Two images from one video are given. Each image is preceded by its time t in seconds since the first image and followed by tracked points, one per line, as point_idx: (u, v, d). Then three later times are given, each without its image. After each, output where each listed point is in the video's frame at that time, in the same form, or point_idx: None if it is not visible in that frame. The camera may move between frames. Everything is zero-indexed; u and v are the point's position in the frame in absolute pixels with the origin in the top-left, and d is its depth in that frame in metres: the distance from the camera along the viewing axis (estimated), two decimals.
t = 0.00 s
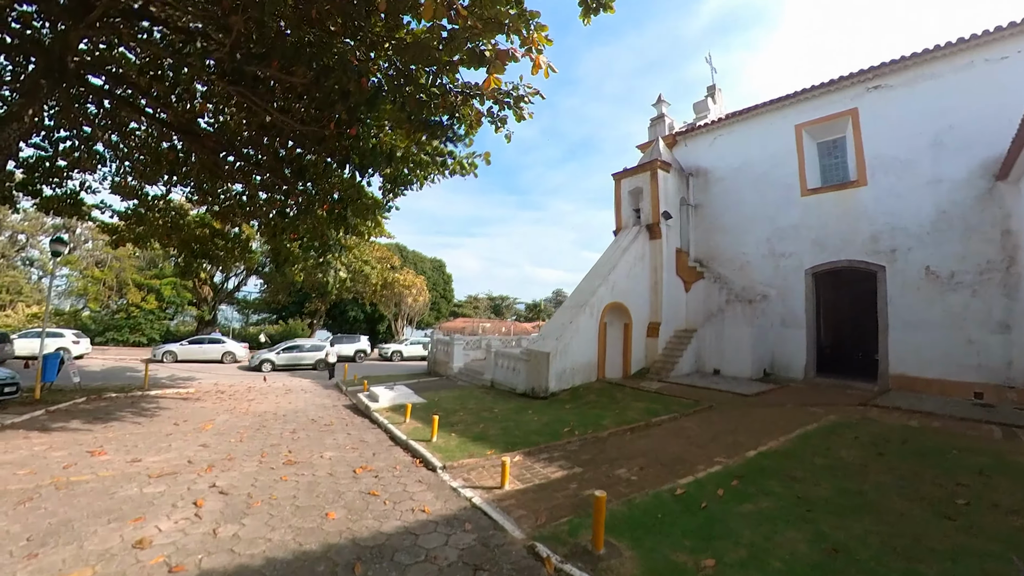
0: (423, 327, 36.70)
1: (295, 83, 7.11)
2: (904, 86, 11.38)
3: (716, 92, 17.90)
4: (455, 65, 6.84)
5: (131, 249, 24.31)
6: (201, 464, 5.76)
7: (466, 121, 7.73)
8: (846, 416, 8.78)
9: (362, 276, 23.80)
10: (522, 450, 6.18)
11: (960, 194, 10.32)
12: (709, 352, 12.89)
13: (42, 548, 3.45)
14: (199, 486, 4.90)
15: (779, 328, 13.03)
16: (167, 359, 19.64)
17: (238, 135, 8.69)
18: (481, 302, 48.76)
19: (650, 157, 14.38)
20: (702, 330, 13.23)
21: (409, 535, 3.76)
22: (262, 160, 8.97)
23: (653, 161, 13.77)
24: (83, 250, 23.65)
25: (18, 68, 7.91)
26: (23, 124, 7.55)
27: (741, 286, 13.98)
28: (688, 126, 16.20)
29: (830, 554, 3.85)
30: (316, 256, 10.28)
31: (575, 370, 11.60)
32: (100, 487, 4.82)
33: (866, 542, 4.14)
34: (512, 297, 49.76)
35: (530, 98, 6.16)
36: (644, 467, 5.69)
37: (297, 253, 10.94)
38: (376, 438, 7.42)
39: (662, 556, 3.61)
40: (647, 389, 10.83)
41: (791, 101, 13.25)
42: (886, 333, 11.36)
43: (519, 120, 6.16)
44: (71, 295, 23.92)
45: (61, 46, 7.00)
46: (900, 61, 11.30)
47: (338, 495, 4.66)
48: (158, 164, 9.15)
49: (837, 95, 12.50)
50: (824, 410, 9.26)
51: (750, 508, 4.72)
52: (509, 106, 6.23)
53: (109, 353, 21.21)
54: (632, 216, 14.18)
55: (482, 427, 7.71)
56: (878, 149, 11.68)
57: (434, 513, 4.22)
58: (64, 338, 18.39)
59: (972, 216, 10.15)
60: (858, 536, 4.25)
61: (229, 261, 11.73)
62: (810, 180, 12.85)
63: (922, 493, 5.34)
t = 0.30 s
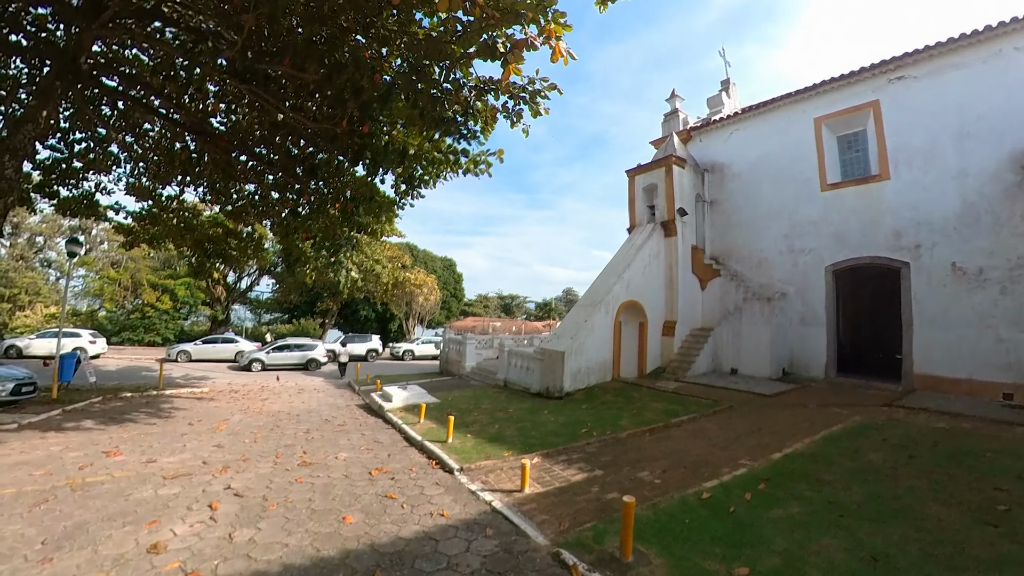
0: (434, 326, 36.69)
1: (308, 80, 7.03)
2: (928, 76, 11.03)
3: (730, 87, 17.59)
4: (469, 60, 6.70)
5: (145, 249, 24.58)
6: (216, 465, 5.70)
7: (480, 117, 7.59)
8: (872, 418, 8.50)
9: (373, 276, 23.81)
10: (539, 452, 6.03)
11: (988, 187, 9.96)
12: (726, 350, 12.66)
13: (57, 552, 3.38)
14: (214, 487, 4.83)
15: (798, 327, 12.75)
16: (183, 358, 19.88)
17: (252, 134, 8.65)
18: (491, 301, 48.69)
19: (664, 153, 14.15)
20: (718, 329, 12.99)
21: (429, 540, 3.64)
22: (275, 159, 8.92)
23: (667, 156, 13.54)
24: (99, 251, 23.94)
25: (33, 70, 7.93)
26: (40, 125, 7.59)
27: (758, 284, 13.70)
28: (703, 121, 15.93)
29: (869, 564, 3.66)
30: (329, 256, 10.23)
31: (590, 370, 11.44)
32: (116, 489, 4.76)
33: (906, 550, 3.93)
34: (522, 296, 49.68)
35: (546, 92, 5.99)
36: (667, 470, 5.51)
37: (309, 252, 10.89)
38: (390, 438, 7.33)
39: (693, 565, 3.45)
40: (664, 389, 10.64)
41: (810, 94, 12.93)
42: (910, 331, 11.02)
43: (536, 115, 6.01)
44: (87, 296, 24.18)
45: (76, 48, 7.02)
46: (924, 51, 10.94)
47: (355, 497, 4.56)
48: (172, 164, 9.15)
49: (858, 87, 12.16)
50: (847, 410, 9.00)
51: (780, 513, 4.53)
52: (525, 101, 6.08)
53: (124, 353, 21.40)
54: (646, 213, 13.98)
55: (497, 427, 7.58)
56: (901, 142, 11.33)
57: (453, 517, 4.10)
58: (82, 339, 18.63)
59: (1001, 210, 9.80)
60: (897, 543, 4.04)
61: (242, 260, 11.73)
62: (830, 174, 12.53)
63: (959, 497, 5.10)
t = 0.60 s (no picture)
0: (445, 326, 36.69)
1: (321, 76, 6.95)
2: (954, 65, 10.65)
3: (746, 80, 17.23)
4: (484, 52, 6.54)
5: (161, 250, 24.84)
6: (230, 465, 5.63)
7: (494, 112, 7.44)
8: (900, 419, 8.21)
9: (385, 275, 23.83)
10: (557, 453, 5.87)
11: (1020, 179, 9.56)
12: (745, 348, 12.38)
13: (69, 556, 3.30)
14: (228, 489, 4.75)
15: (819, 325, 12.41)
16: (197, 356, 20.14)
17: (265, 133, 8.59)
18: (502, 300, 48.59)
19: (680, 148, 13.87)
20: (736, 327, 12.71)
21: (447, 547, 3.50)
22: (287, 158, 8.86)
23: (683, 151, 13.27)
24: (116, 252, 24.23)
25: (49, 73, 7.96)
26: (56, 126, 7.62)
27: (777, 281, 13.38)
28: (719, 116, 15.61)
29: None
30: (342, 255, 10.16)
31: (606, 369, 11.24)
32: (130, 489, 4.70)
33: (951, 560, 3.70)
34: (533, 294, 49.53)
35: (564, 83, 5.82)
36: (691, 473, 5.33)
37: (322, 251, 10.84)
38: (404, 438, 7.23)
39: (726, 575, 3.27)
40: (681, 389, 10.41)
41: (830, 86, 12.59)
42: (937, 329, 10.64)
43: (555, 107, 5.84)
44: (104, 296, 24.48)
45: (90, 49, 7.03)
46: (950, 39, 10.56)
47: (370, 500, 4.45)
48: (185, 164, 9.15)
49: (880, 78, 11.80)
50: (874, 412, 8.70)
51: (813, 519, 4.32)
52: (542, 93, 5.91)
53: (141, 353, 21.63)
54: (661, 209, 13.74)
55: (513, 428, 7.44)
56: (926, 133, 10.94)
57: (473, 521, 3.96)
58: (99, 339, 18.85)
59: None
60: (940, 552, 3.81)
61: (256, 259, 11.72)
62: (852, 168, 12.16)
63: (1002, 504, 4.83)
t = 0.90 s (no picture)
0: (460, 324, 36.71)
1: (336, 74, 6.86)
2: (991, 51, 10.14)
3: (766, 72, 16.76)
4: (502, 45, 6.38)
5: (181, 250, 25.24)
6: (249, 468, 5.58)
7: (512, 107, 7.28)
8: (936, 423, 7.85)
9: (401, 274, 23.88)
10: (579, 458, 5.70)
11: None
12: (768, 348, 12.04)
13: (87, 564, 3.25)
14: (246, 493, 4.69)
15: (846, 324, 12.00)
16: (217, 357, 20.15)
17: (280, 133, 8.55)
18: (516, 298, 48.47)
19: (700, 142, 13.52)
20: (760, 326, 12.37)
21: (470, 560, 3.36)
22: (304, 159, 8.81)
23: (704, 146, 12.93)
24: (138, 253, 24.68)
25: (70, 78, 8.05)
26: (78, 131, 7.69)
27: (802, 279, 12.97)
28: (740, 109, 15.19)
29: None
30: (358, 255, 10.11)
31: (625, 370, 11.01)
32: (149, 493, 4.66)
33: None
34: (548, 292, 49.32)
35: (587, 74, 5.63)
36: (721, 481, 5.11)
37: (338, 251, 10.82)
38: (423, 440, 7.13)
39: None
40: (704, 390, 10.14)
41: (857, 75, 12.12)
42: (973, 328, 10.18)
43: (579, 99, 5.65)
44: (128, 297, 24.95)
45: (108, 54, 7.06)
46: (986, 24, 10.05)
47: (389, 507, 4.34)
48: (203, 166, 9.17)
49: (910, 66, 11.31)
50: (909, 415, 8.33)
51: (853, 533, 4.08)
52: (565, 84, 5.72)
53: (163, 352, 21.99)
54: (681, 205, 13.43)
55: (533, 430, 7.29)
56: (961, 123, 10.45)
57: (495, 532, 3.81)
58: (123, 338, 19.18)
59: None
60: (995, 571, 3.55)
61: (273, 259, 11.76)
62: (881, 161, 11.70)
63: None
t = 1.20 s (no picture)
0: (483, 321, 36.74)
1: (358, 68, 6.79)
2: None
3: (797, 56, 16.08)
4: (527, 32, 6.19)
5: (212, 250, 25.89)
6: (277, 464, 5.57)
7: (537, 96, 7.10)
8: (992, 423, 7.35)
9: (424, 271, 23.97)
10: (611, 458, 5.50)
11: None
12: (804, 344, 11.56)
13: (118, 561, 3.23)
14: (274, 489, 4.66)
15: (887, 319, 11.41)
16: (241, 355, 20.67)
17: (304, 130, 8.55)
18: (539, 294, 48.25)
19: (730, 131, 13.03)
20: (795, 321, 11.88)
21: (502, 565, 3.20)
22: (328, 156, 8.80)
23: (734, 135, 12.45)
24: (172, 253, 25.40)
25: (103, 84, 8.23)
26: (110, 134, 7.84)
27: (839, 271, 12.40)
28: (772, 95, 14.59)
29: None
30: (382, 251, 10.10)
31: (654, 367, 10.71)
32: (180, 488, 4.68)
33: None
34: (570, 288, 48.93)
35: (616, 56, 5.40)
36: (763, 484, 4.84)
37: (363, 247, 10.84)
38: (449, 437, 7.04)
39: None
40: (737, 388, 9.79)
41: (898, 56, 11.46)
42: None
43: (608, 83, 5.42)
44: (162, 296, 25.74)
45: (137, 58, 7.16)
46: None
47: (417, 506, 4.23)
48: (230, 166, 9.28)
49: (958, 44, 10.61)
50: (961, 415, 7.83)
51: (911, 543, 3.78)
52: (593, 69, 5.51)
53: (196, 349, 22.59)
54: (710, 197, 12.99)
55: (560, 428, 7.12)
56: (1014, 104, 9.75)
57: (527, 535, 3.66)
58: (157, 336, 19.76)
59: None
60: None
61: (299, 257, 11.87)
62: (925, 146, 11.05)
63: None
